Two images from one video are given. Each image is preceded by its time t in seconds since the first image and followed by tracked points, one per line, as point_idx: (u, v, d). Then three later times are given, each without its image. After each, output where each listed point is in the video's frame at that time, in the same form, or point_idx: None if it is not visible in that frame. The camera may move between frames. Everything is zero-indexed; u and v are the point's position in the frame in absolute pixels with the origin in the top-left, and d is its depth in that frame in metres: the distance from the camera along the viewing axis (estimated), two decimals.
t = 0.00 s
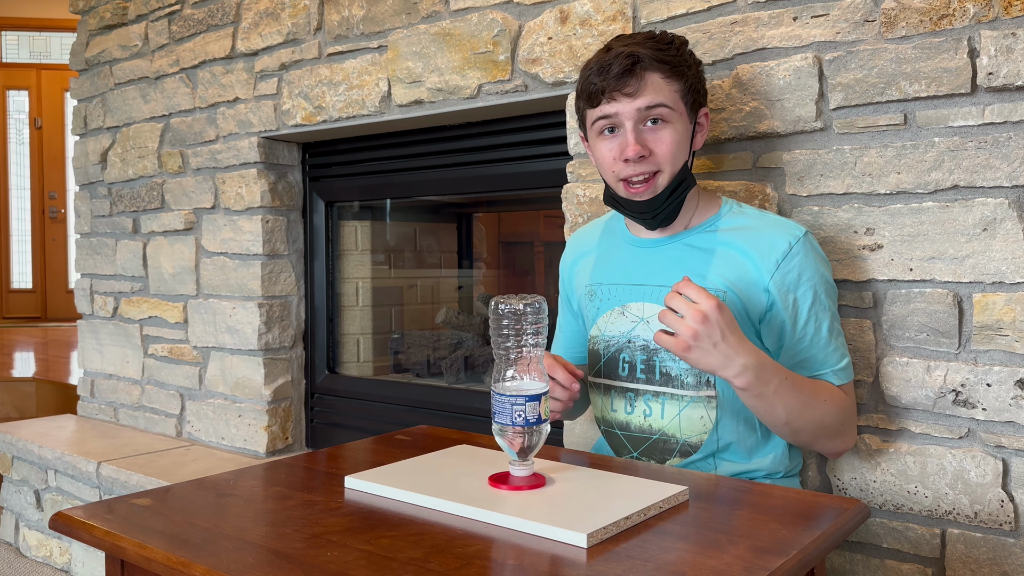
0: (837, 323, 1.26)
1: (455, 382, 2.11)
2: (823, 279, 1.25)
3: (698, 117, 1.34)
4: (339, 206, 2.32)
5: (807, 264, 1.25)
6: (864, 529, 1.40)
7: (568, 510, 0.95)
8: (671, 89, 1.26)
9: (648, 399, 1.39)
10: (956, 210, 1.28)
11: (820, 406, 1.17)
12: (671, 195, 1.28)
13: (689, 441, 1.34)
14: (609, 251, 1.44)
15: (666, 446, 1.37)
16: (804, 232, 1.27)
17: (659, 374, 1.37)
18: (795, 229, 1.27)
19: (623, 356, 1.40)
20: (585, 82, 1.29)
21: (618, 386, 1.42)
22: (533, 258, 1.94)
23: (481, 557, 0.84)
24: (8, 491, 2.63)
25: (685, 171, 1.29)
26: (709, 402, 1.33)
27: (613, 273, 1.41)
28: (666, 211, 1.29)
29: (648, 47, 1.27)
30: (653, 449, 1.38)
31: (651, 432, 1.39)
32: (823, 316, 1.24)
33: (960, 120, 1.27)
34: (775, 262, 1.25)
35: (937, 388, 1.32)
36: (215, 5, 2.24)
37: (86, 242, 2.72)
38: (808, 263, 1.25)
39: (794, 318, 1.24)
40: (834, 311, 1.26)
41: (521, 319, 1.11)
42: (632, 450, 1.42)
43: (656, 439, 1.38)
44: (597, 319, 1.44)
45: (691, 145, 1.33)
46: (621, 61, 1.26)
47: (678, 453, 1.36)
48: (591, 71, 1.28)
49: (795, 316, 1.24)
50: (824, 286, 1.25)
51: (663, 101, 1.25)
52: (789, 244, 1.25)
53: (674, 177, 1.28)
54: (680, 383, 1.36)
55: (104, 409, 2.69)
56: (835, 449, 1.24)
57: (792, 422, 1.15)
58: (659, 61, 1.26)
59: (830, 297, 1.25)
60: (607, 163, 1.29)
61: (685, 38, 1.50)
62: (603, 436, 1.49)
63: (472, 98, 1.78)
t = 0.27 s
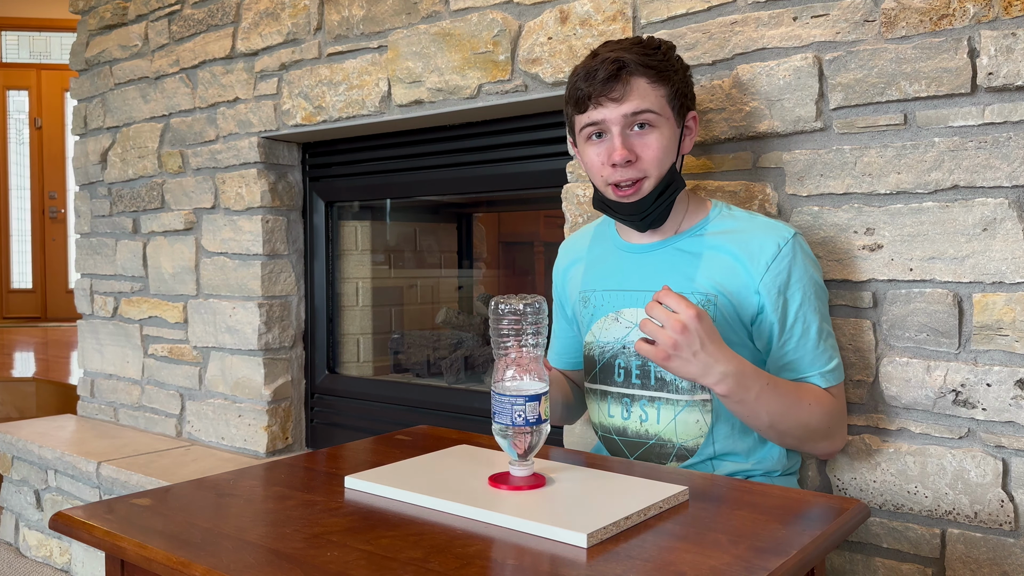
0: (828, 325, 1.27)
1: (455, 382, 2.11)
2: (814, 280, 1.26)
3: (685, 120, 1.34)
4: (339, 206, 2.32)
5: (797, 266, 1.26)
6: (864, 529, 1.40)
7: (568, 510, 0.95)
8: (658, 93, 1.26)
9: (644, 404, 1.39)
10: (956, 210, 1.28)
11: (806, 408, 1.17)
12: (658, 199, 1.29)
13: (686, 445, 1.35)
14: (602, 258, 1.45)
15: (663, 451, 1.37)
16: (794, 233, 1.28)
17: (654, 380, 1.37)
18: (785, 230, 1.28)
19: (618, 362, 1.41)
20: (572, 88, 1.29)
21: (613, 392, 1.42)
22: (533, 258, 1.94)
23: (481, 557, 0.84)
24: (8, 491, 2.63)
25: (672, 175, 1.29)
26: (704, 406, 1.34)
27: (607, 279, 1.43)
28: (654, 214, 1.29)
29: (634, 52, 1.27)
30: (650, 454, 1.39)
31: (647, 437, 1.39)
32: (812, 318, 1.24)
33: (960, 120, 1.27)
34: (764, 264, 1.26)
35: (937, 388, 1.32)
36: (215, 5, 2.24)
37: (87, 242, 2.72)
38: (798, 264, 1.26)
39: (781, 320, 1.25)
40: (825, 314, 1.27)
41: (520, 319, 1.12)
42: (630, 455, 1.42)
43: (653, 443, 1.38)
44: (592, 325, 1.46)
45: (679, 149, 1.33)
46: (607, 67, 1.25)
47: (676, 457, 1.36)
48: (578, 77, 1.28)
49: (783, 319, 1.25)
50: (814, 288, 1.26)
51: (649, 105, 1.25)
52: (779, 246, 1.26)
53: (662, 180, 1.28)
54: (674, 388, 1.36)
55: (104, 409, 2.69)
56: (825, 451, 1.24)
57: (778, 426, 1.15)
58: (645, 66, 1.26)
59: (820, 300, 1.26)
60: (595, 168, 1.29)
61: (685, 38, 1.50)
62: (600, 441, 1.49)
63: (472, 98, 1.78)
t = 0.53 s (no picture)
0: (824, 324, 1.26)
1: (455, 382, 2.11)
2: (809, 279, 1.26)
3: (677, 122, 1.35)
4: (339, 206, 2.32)
5: (791, 265, 1.25)
6: (864, 529, 1.40)
7: (568, 510, 0.95)
8: (647, 96, 1.27)
9: (642, 406, 1.39)
10: (956, 210, 1.28)
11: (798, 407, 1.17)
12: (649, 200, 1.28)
13: (685, 446, 1.35)
14: (598, 261, 1.45)
15: (663, 452, 1.37)
16: (788, 232, 1.28)
17: (652, 382, 1.38)
18: (778, 229, 1.28)
19: (617, 365, 1.41)
20: (562, 93, 1.30)
21: (612, 394, 1.43)
22: (533, 258, 1.94)
23: (481, 557, 0.84)
24: (8, 491, 2.63)
25: (663, 177, 1.29)
26: (701, 407, 1.34)
27: (603, 283, 1.43)
28: (646, 216, 1.29)
29: (623, 56, 1.28)
30: (650, 456, 1.39)
31: (646, 439, 1.39)
32: (807, 317, 1.24)
33: (961, 120, 1.27)
34: (757, 263, 1.26)
35: (937, 389, 1.32)
36: (215, 5, 2.24)
37: (87, 242, 2.72)
38: (792, 263, 1.26)
39: (775, 319, 1.25)
40: (821, 313, 1.26)
41: (520, 319, 1.13)
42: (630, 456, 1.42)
43: (652, 445, 1.38)
44: (589, 328, 1.46)
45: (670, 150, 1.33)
46: (596, 72, 1.26)
47: (675, 458, 1.37)
48: (568, 82, 1.30)
49: (777, 318, 1.25)
50: (809, 287, 1.25)
51: (638, 109, 1.26)
52: (772, 245, 1.26)
53: (653, 183, 1.28)
54: (672, 389, 1.36)
55: (104, 409, 2.69)
56: (822, 448, 1.23)
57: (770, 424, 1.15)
58: (634, 69, 1.26)
59: (815, 299, 1.26)
60: (586, 172, 1.30)
61: (685, 38, 1.50)
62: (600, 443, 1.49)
63: (472, 98, 1.78)
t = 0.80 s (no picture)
0: (823, 323, 1.26)
1: (455, 382, 2.11)
2: (808, 280, 1.26)
3: (676, 121, 1.35)
4: (338, 206, 2.32)
5: (790, 265, 1.25)
6: (864, 529, 1.40)
7: (568, 510, 0.95)
8: (645, 95, 1.27)
9: (641, 406, 1.39)
10: (956, 210, 1.28)
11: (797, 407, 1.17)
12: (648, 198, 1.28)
13: (683, 446, 1.35)
14: (597, 261, 1.45)
15: (662, 451, 1.37)
16: (787, 233, 1.28)
17: (651, 381, 1.38)
18: (778, 229, 1.28)
19: (616, 364, 1.41)
20: (561, 92, 1.31)
21: (612, 394, 1.43)
22: (533, 258, 1.94)
23: (481, 557, 0.84)
24: (8, 491, 2.63)
25: (662, 175, 1.29)
26: (700, 406, 1.34)
27: (603, 283, 1.43)
28: (644, 215, 1.29)
29: (621, 55, 1.28)
30: (649, 456, 1.39)
31: (645, 439, 1.39)
32: (806, 316, 1.24)
33: (961, 120, 1.27)
34: (757, 263, 1.26)
35: (937, 389, 1.32)
36: (215, 5, 2.24)
37: (87, 242, 2.72)
38: (792, 264, 1.26)
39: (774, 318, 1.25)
40: (820, 312, 1.26)
41: (520, 320, 1.13)
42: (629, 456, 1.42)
43: (651, 445, 1.38)
44: (589, 328, 1.46)
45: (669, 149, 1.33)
46: (595, 71, 1.27)
47: (674, 458, 1.37)
48: (568, 81, 1.30)
49: (776, 318, 1.25)
50: (808, 287, 1.25)
51: (637, 108, 1.26)
52: (772, 245, 1.26)
53: (652, 183, 1.28)
54: (671, 389, 1.36)
55: (104, 409, 2.69)
56: (822, 448, 1.24)
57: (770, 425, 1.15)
58: (632, 68, 1.26)
59: (813, 299, 1.26)
60: (585, 171, 1.30)
61: (686, 38, 1.50)
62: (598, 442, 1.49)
63: (472, 98, 1.78)
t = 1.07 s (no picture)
0: (824, 325, 1.27)
1: (455, 382, 2.11)
2: (809, 279, 1.26)
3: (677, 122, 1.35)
4: (339, 206, 2.32)
5: (792, 264, 1.26)
6: (864, 529, 1.40)
7: (568, 510, 0.95)
8: (646, 97, 1.27)
9: (642, 406, 1.39)
10: (956, 210, 1.28)
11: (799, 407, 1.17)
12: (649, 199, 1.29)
13: (684, 446, 1.35)
14: (598, 261, 1.46)
15: (662, 451, 1.37)
16: (789, 233, 1.28)
17: (653, 381, 1.38)
18: (780, 230, 1.28)
19: (617, 364, 1.41)
20: (562, 94, 1.31)
21: (612, 394, 1.43)
22: (533, 258, 1.94)
23: (481, 557, 0.84)
24: (8, 491, 2.63)
25: (663, 176, 1.29)
26: (702, 407, 1.34)
27: (605, 283, 1.43)
28: (646, 216, 1.29)
29: (622, 56, 1.28)
30: (650, 455, 1.39)
31: (646, 439, 1.39)
32: (808, 316, 1.24)
33: (960, 120, 1.27)
34: (759, 264, 1.26)
35: (937, 389, 1.32)
36: (215, 5, 2.24)
37: (87, 242, 2.72)
38: (793, 264, 1.26)
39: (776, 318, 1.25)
40: (822, 314, 1.26)
41: (519, 320, 1.13)
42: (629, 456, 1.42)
43: (651, 445, 1.38)
44: (590, 328, 1.46)
45: (671, 150, 1.34)
46: (595, 72, 1.27)
47: (674, 458, 1.37)
48: (568, 82, 1.30)
49: (778, 318, 1.25)
50: (808, 286, 1.25)
51: (638, 109, 1.26)
52: (774, 245, 1.26)
53: (653, 184, 1.28)
54: (672, 389, 1.36)
55: (104, 409, 2.69)
56: (821, 448, 1.23)
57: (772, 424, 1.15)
58: (633, 69, 1.26)
59: (813, 298, 1.26)
60: (586, 172, 1.30)
61: (686, 38, 1.50)
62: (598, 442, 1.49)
63: (472, 98, 1.78)
